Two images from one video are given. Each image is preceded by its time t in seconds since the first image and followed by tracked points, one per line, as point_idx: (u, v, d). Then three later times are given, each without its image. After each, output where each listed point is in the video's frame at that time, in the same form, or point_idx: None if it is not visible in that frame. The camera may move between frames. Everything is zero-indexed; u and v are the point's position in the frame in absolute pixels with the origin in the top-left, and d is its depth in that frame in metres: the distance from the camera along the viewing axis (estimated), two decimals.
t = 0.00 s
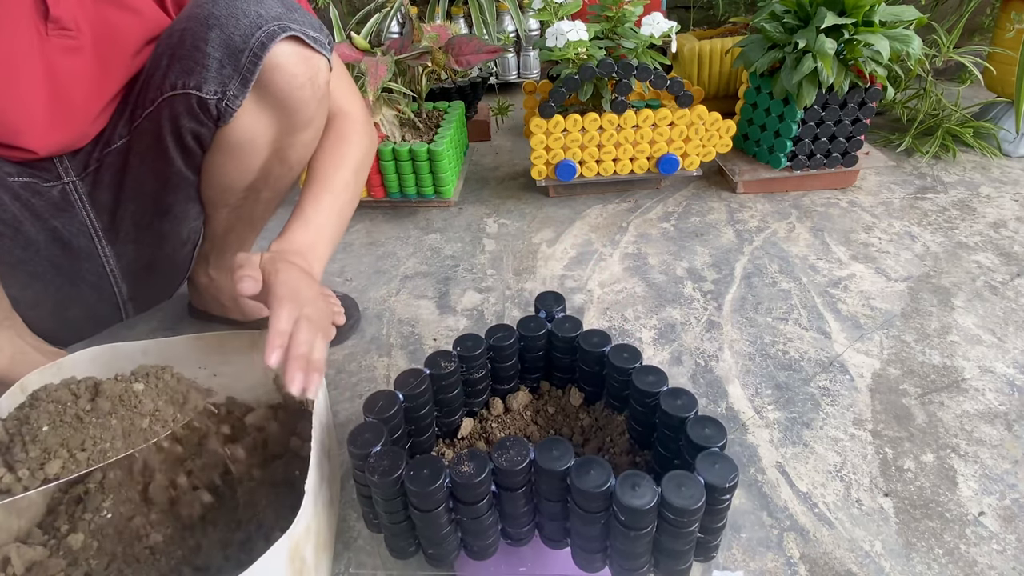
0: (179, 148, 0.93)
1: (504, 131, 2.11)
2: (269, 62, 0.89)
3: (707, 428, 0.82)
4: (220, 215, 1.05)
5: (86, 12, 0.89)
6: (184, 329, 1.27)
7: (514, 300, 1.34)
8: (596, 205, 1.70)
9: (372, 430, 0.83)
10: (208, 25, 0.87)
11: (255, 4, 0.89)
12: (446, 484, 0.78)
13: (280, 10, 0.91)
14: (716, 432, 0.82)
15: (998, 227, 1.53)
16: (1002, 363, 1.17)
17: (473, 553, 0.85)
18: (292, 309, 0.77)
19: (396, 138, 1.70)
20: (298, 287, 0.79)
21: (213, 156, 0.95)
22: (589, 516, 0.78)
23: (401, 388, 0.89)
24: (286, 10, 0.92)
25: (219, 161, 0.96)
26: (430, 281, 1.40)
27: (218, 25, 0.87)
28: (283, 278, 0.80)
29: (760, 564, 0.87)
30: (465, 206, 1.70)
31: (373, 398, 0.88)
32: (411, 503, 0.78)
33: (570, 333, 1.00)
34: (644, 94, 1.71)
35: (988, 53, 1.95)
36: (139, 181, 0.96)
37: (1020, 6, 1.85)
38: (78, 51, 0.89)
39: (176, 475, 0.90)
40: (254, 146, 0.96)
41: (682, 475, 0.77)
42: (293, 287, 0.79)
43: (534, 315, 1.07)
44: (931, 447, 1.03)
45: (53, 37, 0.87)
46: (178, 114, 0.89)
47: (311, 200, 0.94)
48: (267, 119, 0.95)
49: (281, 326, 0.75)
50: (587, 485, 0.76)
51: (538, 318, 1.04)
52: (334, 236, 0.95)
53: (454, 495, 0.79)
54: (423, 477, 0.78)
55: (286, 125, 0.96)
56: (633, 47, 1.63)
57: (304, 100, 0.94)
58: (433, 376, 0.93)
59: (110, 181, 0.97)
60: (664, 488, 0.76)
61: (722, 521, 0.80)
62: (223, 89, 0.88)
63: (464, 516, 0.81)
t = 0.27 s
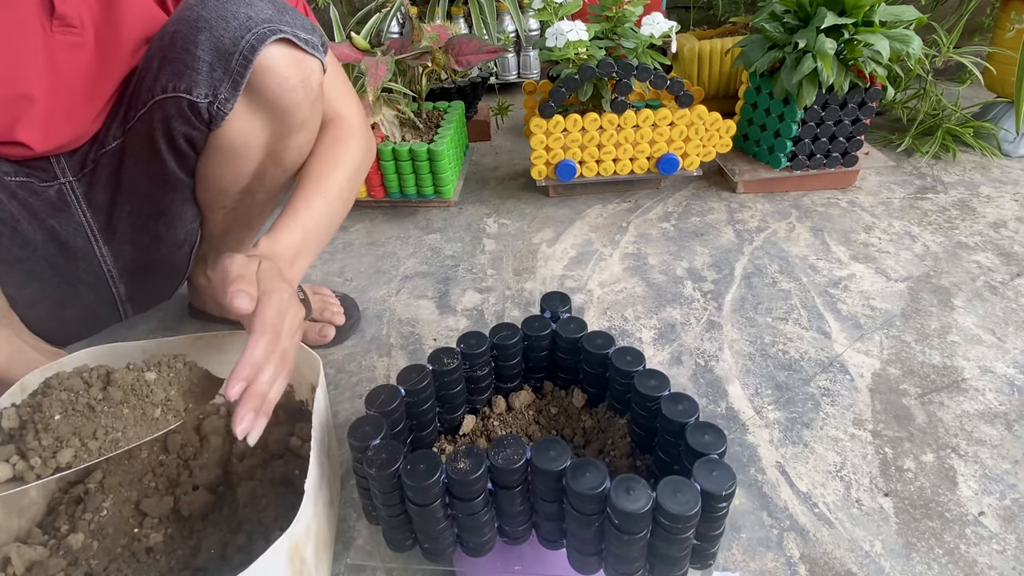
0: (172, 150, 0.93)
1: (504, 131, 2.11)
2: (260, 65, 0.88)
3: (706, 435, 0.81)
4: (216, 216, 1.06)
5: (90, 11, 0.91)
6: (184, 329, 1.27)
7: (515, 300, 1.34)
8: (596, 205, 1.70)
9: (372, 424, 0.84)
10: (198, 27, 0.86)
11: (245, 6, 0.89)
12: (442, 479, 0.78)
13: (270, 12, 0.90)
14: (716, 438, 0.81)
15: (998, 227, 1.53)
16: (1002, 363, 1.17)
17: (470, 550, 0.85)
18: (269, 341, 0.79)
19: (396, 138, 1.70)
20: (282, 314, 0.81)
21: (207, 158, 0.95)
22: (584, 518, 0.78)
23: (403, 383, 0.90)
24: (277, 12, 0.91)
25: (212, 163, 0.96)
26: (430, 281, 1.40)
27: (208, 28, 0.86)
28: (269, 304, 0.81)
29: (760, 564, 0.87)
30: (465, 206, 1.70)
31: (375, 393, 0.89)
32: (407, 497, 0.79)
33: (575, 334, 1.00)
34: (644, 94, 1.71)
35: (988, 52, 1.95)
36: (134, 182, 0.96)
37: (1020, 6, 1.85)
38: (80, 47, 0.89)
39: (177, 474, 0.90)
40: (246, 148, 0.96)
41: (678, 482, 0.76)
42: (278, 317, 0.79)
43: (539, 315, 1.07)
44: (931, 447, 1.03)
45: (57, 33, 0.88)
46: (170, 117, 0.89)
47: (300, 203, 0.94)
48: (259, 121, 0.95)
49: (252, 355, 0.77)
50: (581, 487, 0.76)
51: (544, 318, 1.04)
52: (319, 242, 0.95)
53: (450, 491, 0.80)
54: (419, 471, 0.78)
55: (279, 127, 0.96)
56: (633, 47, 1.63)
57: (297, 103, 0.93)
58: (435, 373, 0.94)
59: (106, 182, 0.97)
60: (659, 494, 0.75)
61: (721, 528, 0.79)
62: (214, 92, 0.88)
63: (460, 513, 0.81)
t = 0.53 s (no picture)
0: (171, 150, 0.92)
1: (504, 131, 2.11)
2: (258, 63, 0.89)
3: (705, 442, 0.81)
4: (215, 216, 1.06)
5: (98, 11, 0.92)
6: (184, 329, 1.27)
7: (515, 300, 1.34)
8: (596, 205, 1.70)
9: (372, 416, 0.85)
10: (196, 26, 0.86)
11: (243, 5, 0.89)
12: (438, 474, 0.79)
13: (268, 11, 0.91)
14: (716, 445, 0.80)
15: (998, 227, 1.53)
16: (1002, 363, 1.17)
17: (466, 546, 0.85)
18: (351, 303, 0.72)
19: (396, 138, 1.70)
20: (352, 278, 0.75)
21: (206, 158, 0.95)
22: (578, 520, 0.78)
23: (406, 377, 0.92)
24: (275, 11, 0.92)
25: (211, 163, 0.96)
26: (430, 281, 1.40)
27: (206, 27, 0.86)
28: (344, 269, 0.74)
29: (760, 564, 0.87)
30: (465, 206, 1.70)
31: (377, 386, 0.90)
32: (404, 491, 0.80)
33: (579, 335, 1.00)
34: (644, 94, 1.71)
35: (988, 52, 1.95)
36: (134, 182, 0.96)
37: (1020, 6, 1.85)
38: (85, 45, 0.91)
39: (177, 474, 0.91)
40: (246, 147, 0.96)
41: (674, 488, 0.76)
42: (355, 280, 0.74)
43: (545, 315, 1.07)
44: (931, 447, 1.03)
45: (64, 31, 0.89)
46: (168, 116, 0.88)
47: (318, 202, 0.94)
48: (258, 120, 0.95)
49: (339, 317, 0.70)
50: (576, 489, 0.76)
51: (549, 318, 1.04)
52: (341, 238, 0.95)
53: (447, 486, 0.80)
54: (416, 466, 0.79)
55: (278, 126, 0.96)
56: (633, 47, 1.63)
57: (295, 102, 0.94)
58: (439, 368, 0.95)
59: (106, 181, 0.96)
60: (654, 499, 0.75)
61: (717, 537, 0.78)
62: (212, 91, 0.87)
63: (456, 508, 0.81)
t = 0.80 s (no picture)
0: (173, 148, 0.93)
1: (504, 131, 2.11)
2: (260, 59, 0.89)
3: (704, 449, 0.80)
4: (216, 215, 1.06)
5: (102, 12, 0.92)
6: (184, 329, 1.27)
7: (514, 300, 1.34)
8: (596, 205, 1.70)
9: (374, 408, 0.87)
10: (198, 23, 0.88)
11: (245, 2, 0.90)
12: (434, 469, 0.81)
13: (270, 8, 0.92)
14: (713, 454, 0.80)
15: (998, 227, 1.53)
16: (1002, 363, 1.17)
17: (462, 541, 0.86)
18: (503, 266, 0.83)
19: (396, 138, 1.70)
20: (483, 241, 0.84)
21: (207, 155, 0.95)
22: (572, 522, 0.77)
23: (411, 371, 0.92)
24: (276, 8, 0.93)
25: (213, 162, 0.96)
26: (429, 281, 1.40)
27: (209, 23, 0.88)
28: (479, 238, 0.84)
29: (761, 564, 0.87)
30: (465, 206, 1.70)
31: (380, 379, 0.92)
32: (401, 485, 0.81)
33: (585, 336, 1.00)
34: (644, 94, 1.71)
35: (988, 52, 1.95)
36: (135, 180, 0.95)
37: (1020, 6, 1.85)
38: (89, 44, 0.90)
39: (177, 474, 0.91)
40: (248, 145, 0.97)
41: (667, 494, 0.75)
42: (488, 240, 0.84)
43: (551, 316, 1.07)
44: (931, 447, 1.03)
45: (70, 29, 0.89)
46: (171, 113, 0.89)
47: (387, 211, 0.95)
48: (260, 118, 0.95)
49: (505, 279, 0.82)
50: (570, 491, 0.76)
51: (555, 318, 1.04)
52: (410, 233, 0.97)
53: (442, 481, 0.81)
54: (412, 459, 0.80)
55: (280, 123, 0.96)
56: (634, 47, 1.63)
57: (298, 98, 0.93)
58: (444, 363, 0.95)
59: (105, 181, 0.95)
60: (647, 505, 0.74)
61: (713, 546, 0.77)
62: (216, 88, 0.89)
63: (451, 504, 0.82)
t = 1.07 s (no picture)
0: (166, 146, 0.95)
1: (504, 131, 2.11)
2: (247, 55, 0.90)
3: (702, 458, 0.76)
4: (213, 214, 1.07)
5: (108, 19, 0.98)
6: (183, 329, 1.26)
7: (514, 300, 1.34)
8: (596, 205, 1.70)
9: (376, 400, 0.87)
10: (185, 20, 0.89)
11: None
12: (430, 462, 0.79)
13: (258, 4, 0.92)
14: (712, 462, 0.76)
15: (998, 227, 1.53)
16: (1003, 363, 1.17)
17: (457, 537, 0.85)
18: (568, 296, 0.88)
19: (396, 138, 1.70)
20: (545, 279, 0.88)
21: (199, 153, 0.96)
22: (563, 524, 0.75)
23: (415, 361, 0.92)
24: (265, 4, 0.93)
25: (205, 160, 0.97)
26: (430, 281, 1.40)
27: (195, 19, 0.89)
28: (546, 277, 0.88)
29: (761, 564, 0.87)
30: (465, 206, 1.70)
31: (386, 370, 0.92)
32: (399, 477, 0.81)
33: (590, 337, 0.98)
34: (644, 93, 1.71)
35: (988, 52, 1.95)
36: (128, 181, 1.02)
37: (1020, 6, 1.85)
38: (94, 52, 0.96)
39: (177, 474, 0.91)
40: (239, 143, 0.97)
41: (660, 501, 0.72)
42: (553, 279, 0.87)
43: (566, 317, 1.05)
44: (931, 447, 1.03)
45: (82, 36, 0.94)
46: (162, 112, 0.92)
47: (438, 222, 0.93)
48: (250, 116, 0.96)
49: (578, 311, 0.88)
50: (561, 492, 0.73)
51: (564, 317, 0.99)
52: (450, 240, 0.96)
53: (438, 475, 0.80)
54: (410, 452, 0.80)
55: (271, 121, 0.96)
56: (633, 47, 1.63)
57: (286, 94, 0.93)
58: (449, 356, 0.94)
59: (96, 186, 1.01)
60: (638, 512, 0.71)
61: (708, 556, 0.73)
62: (204, 84, 0.89)
63: (446, 498, 0.81)
